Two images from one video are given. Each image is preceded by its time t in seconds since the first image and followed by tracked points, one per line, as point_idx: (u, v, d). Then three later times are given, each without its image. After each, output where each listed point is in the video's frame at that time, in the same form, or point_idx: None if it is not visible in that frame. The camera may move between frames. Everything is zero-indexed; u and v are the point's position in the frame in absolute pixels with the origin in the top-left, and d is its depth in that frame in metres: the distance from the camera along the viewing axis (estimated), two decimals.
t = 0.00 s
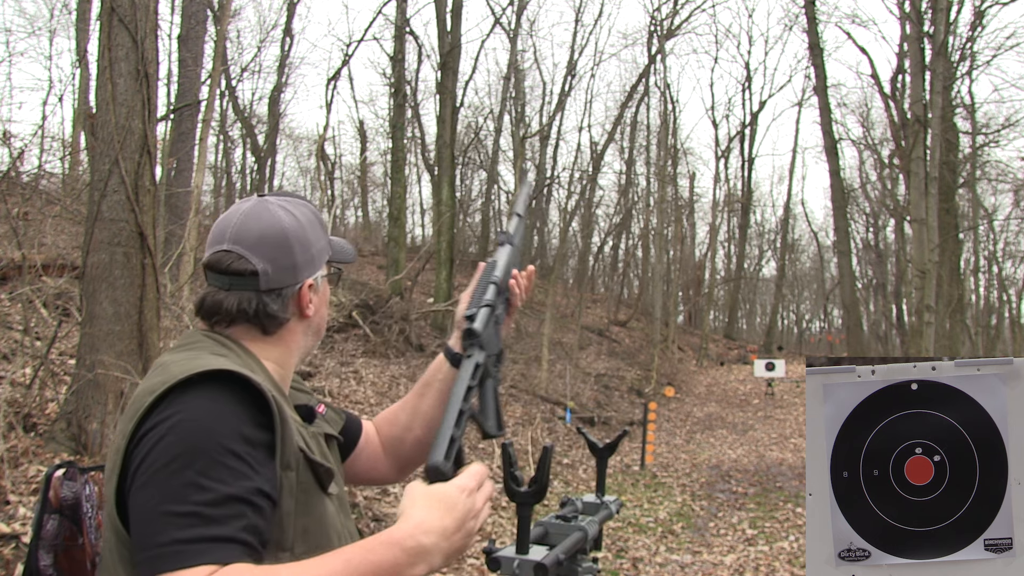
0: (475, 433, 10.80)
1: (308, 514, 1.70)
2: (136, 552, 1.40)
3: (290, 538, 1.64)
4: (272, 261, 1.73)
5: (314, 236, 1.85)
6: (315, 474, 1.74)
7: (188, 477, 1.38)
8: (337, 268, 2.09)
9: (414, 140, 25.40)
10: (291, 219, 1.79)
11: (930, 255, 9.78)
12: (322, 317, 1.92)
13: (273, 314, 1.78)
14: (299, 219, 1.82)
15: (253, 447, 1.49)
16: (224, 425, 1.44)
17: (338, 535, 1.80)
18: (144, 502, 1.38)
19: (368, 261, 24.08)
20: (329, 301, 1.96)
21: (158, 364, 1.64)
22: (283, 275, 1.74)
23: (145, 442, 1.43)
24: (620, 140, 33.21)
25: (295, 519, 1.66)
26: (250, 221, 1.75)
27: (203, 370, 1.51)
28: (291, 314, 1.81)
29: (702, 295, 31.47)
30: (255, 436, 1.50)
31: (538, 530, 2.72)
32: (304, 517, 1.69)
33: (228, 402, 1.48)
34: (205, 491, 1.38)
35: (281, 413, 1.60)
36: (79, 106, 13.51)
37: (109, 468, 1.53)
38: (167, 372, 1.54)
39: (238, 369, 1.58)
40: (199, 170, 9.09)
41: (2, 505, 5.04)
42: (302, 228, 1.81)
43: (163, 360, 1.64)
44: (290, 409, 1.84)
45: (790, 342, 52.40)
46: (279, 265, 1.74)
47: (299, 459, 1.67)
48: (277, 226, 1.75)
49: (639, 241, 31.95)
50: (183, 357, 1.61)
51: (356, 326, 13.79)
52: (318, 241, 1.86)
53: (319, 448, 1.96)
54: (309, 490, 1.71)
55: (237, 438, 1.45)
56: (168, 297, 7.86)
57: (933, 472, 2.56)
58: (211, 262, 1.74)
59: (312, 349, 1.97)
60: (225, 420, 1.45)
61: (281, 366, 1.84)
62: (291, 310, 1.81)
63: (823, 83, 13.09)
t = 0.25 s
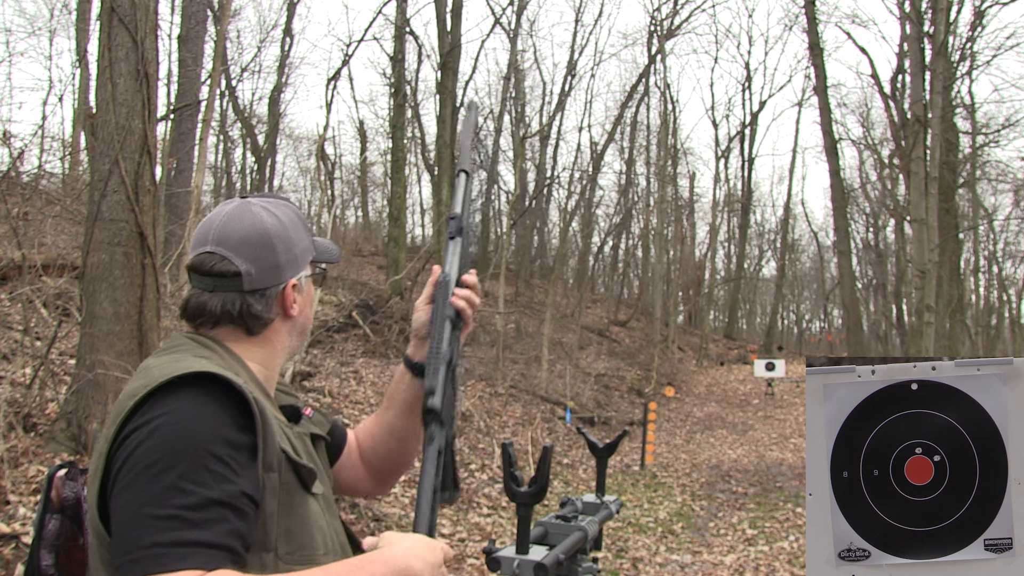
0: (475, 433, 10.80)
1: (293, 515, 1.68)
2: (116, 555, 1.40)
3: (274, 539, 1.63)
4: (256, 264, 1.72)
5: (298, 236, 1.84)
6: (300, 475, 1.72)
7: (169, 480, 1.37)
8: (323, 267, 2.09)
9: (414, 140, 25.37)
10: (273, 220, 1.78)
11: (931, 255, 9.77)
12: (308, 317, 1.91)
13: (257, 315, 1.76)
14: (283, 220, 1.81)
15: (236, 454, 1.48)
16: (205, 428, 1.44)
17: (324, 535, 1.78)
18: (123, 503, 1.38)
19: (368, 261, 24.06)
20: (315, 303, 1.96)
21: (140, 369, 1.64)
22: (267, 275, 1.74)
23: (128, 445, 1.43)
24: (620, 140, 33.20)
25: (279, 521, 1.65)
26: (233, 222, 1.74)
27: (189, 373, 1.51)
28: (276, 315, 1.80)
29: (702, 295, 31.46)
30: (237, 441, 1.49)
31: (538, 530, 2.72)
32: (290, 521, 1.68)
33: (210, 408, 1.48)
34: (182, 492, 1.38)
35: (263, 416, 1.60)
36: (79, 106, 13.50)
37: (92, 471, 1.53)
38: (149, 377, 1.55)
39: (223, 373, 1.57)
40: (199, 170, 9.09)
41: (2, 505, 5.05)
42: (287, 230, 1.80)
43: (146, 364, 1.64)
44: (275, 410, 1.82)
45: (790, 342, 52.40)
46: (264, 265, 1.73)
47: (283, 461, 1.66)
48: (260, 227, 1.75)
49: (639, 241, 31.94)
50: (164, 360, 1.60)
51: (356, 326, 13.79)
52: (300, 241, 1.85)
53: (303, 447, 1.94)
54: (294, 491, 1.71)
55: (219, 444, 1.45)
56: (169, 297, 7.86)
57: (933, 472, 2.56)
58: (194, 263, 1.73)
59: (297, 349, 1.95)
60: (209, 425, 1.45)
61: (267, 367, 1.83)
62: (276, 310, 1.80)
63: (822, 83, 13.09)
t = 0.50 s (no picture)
0: (476, 433, 10.80)
1: (286, 516, 1.69)
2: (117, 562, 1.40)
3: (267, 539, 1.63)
4: (240, 266, 1.70)
5: (282, 235, 1.83)
6: (291, 475, 1.72)
7: (173, 483, 1.38)
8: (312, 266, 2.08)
9: (414, 140, 25.36)
10: (256, 219, 1.77)
11: (931, 255, 9.77)
12: (294, 318, 1.90)
13: (242, 315, 1.76)
14: (266, 219, 1.80)
15: (233, 452, 1.49)
16: (201, 431, 1.44)
17: (315, 535, 1.79)
18: (124, 515, 1.37)
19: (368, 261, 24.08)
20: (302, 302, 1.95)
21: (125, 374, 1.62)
22: (252, 275, 1.73)
23: (120, 451, 1.41)
24: (620, 140, 33.19)
25: (272, 522, 1.66)
26: (216, 222, 1.73)
27: (176, 377, 1.49)
28: (262, 315, 1.79)
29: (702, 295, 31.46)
30: (234, 440, 1.50)
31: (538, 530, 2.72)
32: (282, 521, 1.69)
33: (203, 409, 1.47)
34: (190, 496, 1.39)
35: (251, 416, 1.59)
36: (79, 105, 13.50)
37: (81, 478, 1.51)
38: (136, 382, 1.53)
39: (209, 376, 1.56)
40: (199, 170, 9.08)
41: (2, 505, 5.05)
42: (273, 230, 1.80)
43: (131, 369, 1.62)
44: (263, 411, 1.82)
45: (790, 342, 52.39)
46: (247, 265, 1.72)
47: (273, 462, 1.66)
48: (244, 227, 1.73)
49: (639, 241, 31.94)
50: (151, 364, 1.59)
51: (356, 326, 13.79)
52: (286, 241, 1.84)
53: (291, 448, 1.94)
54: (286, 492, 1.71)
55: (218, 444, 1.46)
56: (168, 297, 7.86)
57: (933, 472, 2.56)
58: (178, 264, 1.73)
59: (285, 350, 1.94)
60: (206, 425, 1.45)
61: (254, 369, 1.82)
62: (261, 310, 1.79)
63: (823, 83, 13.09)
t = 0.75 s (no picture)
0: (476, 433, 10.79)
1: (286, 520, 1.70)
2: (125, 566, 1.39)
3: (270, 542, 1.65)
4: (236, 263, 1.70)
5: (279, 233, 1.82)
6: (293, 479, 1.73)
7: (185, 484, 1.38)
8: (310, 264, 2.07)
9: (414, 140, 25.34)
10: (253, 217, 1.77)
11: (930, 255, 9.78)
12: (292, 317, 1.90)
13: (239, 314, 1.75)
14: (263, 216, 1.79)
15: (239, 452, 1.50)
16: (207, 428, 1.44)
17: (315, 535, 1.79)
18: (134, 518, 1.36)
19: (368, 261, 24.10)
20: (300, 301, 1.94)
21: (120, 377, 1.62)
22: (248, 274, 1.72)
23: (120, 456, 1.41)
24: (620, 141, 33.21)
25: (272, 524, 1.66)
26: (213, 219, 1.73)
27: (176, 379, 1.49)
28: (258, 313, 1.79)
29: (701, 295, 31.46)
30: (238, 439, 1.51)
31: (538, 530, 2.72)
32: (281, 522, 1.69)
33: (206, 408, 1.47)
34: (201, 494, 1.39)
35: (252, 417, 1.60)
36: (79, 105, 13.50)
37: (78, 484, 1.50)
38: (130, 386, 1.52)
39: (208, 378, 1.56)
40: (199, 170, 9.08)
41: (2, 505, 5.05)
42: (271, 228, 1.80)
43: (127, 372, 1.62)
44: (261, 411, 1.82)
45: (790, 342, 52.38)
46: (243, 264, 1.71)
47: (275, 464, 1.65)
48: (241, 224, 1.73)
49: (639, 241, 31.95)
50: (147, 369, 1.58)
51: (356, 326, 13.80)
52: (283, 239, 1.83)
53: (291, 448, 1.94)
54: (286, 496, 1.70)
55: (226, 443, 1.46)
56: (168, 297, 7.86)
57: (933, 472, 2.56)
58: (173, 263, 1.72)
59: (282, 349, 1.94)
60: (212, 425, 1.46)
61: (251, 368, 1.82)
62: (258, 309, 1.79)
63: (823, 83, 13.10)
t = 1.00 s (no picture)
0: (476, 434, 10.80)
1: (292, 532, 1.67)
2: None
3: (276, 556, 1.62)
4: (235, 261, 1.70)
5: (281, 231, 1.82)
6: (299, 491, 1.69)
7: (189, 504, 1.37)
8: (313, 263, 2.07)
9: (414, 140, 25.31)
10: (255, 214, 1.77)
11: (930, 255, 9.78)
12: (294, 316, 1.89)
13: (238, 315, 1.75)
14: (265, 214, 1.79)
15: (245, 466, 1.48)
16: (211, 446, 1.42)
17: (321, 544, 1.77)
18: (138, 539, 1.35)
19: (369, 260, 24.08)
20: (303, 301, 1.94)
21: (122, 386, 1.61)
22: (249, 273, 1.72)
23: (124, 475, 1.40)
24: (621, 141, 33.20)
25: (279, 538, 1.63)
26: (213, 216, 1.73)
27: (177, 396, 1.47)
28: (259, 314, 1.78)
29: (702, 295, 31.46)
30: (244, 453, 1.49)
31: (538, 530, 2.72)
32: (287, 535, 1.65)
33: (210, 425, 1.45)
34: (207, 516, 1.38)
35: (257, 430, 1.58)
36: (79, 106, 13.50)
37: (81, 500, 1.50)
38: (133, 398, 1.51)
39: (212, 392, 1.54)
40: (199, 171, 9.08)
41: (2, 505, 5.05)
42: (273, 225, 1.80)
43: (128, 381, 1.61)
44: (263, 412, 1.81)
45: (790, 342, 52.40)
46: (244, 263, 1.71)
47: (282, 477, 1.63)
48: (241, 221, 1.73)
49: (639, 241, 31.95)
50: (148, 381, 1.57)
51: (356, 326, 13.80)
52: (283, 238, 1.83)
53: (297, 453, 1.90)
54: (292, 507, 1.68)
55: (232, 459, 1.44)
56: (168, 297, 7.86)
57: (933, 472, 2.57)
58: (172, 262, 1.72)
59: (284, 349, 1.93)
60: (216, 443, 1.44)
61: (252, 369, 1.82)
62: (258, 309, 1.78)
63: (823, 83, 13.10)
